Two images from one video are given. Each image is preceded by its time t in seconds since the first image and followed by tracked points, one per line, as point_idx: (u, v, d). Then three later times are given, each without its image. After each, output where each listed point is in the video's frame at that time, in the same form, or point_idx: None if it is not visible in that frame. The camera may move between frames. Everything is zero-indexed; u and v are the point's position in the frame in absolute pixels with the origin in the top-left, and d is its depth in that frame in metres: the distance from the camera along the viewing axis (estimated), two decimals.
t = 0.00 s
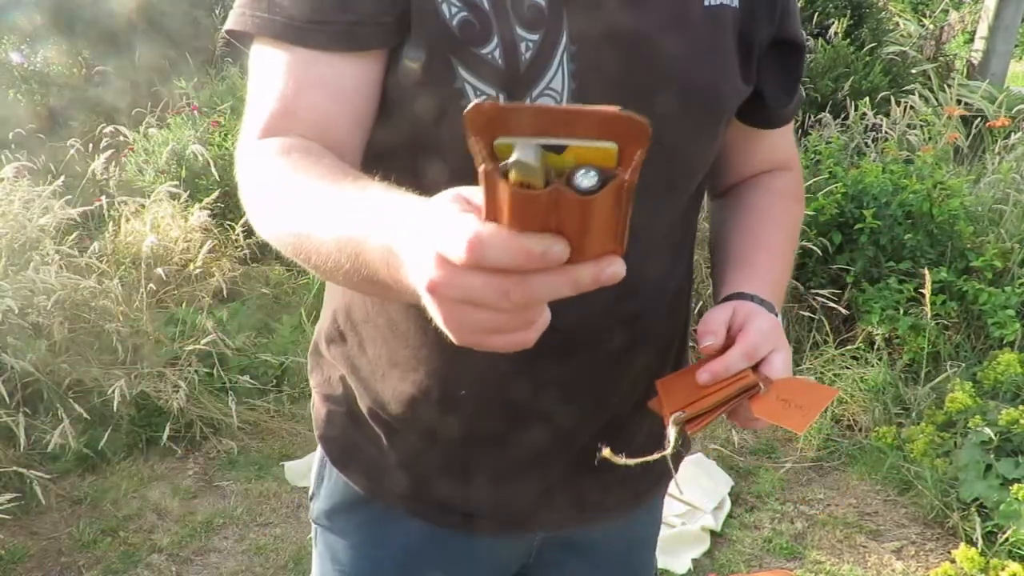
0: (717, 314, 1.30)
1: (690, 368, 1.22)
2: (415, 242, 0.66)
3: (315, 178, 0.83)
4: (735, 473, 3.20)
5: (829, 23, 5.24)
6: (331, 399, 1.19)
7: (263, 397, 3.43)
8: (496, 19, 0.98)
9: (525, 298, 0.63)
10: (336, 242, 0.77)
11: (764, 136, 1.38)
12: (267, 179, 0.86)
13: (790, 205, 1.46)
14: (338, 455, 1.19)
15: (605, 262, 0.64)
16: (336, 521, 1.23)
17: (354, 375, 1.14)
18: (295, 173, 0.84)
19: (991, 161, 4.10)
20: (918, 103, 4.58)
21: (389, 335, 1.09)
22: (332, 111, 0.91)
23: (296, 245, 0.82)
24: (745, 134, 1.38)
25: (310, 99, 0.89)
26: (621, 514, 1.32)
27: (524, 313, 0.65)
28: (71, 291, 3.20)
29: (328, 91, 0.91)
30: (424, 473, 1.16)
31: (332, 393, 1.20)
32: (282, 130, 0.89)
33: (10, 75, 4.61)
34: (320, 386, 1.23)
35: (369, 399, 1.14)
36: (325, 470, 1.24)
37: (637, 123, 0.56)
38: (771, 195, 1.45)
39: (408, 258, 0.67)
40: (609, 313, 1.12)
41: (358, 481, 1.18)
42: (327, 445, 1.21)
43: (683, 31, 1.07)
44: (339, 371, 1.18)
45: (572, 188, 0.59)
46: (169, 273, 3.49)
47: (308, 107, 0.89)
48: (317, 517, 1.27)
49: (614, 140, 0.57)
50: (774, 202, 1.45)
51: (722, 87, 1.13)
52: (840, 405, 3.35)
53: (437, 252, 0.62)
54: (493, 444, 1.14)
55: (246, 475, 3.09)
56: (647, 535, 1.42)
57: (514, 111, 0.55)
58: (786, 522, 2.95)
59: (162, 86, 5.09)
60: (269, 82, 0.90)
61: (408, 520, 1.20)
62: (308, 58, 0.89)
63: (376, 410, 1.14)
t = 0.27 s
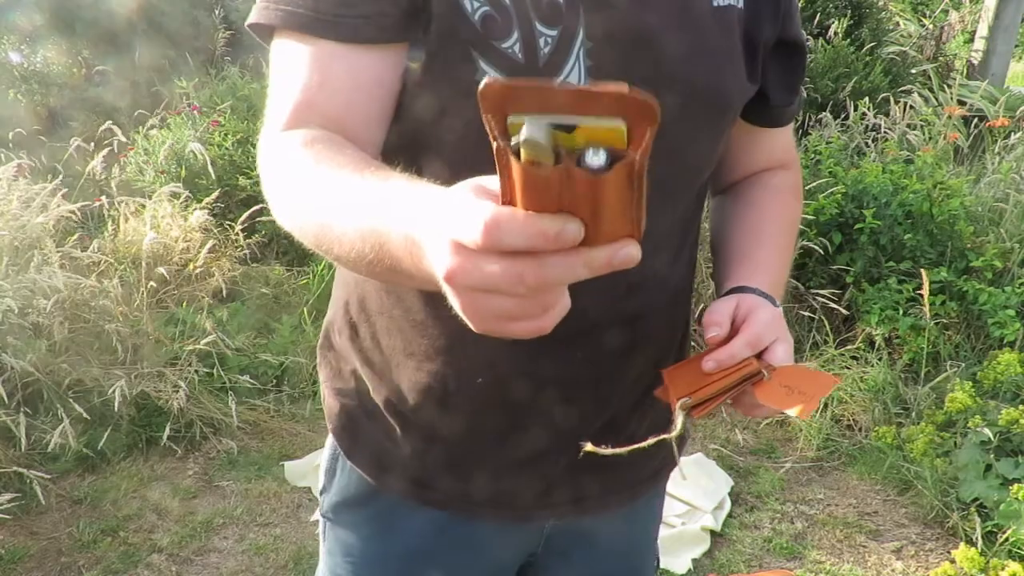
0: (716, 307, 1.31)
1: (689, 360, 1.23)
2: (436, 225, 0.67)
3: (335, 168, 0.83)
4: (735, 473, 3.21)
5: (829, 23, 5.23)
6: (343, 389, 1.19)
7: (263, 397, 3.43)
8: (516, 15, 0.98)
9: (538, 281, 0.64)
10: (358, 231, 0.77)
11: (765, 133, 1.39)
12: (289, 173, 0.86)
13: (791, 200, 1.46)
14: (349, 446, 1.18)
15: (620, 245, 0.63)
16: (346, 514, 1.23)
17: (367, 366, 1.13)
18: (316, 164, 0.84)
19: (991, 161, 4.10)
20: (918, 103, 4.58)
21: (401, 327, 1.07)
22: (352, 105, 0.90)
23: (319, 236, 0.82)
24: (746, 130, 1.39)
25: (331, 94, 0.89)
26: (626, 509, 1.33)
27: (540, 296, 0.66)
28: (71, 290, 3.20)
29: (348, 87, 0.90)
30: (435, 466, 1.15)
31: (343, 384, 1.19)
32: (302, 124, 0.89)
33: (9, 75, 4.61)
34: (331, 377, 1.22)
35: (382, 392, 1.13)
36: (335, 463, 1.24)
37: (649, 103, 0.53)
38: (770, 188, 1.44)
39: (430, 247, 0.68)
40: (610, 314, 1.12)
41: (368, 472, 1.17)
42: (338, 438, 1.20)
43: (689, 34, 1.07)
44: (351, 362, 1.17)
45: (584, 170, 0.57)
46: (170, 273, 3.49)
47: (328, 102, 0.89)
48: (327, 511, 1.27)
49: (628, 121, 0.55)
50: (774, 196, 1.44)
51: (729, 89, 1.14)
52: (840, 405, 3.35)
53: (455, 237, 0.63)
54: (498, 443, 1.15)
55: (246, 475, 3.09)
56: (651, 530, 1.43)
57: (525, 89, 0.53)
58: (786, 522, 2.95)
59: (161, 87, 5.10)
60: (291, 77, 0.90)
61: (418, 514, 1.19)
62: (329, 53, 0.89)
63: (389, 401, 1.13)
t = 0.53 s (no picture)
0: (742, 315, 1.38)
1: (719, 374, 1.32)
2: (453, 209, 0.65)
3: (351, 151, 0.82)
4: (735, 473, 3.20)
5: (829, 23, 5.23)
6: (349, 376, 1.18)
7: (262, 397, 3.44)
8: (545, 20, 0.99)
9: (547, 265, 0.60)
10: (372, 214, 0.77)
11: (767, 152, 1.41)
12: (308, 156, 0.86)
13: (790, 215, 1.48)
14: (354, 434, 1.18)
15: (631, 230, 0.60)
16: (349, 508, 1.22)
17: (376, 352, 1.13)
18: (332, 146, 0.84)
19: (991, 161, 4.10)
20: (918, 103, 4.58)
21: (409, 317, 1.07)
22: (372, 92, 0.90)
23: (333, 219, 0.82)
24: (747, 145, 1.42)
25: (352, 81, 0.89)
26: (628, 505, 1.33)
27: (550, 284, 0.63)
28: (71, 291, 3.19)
29: (369, 73, 0.90)
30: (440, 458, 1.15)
31: (349, 371, 1.18)
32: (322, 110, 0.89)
33: (9, 75, 4.61)
34: (337, 365, 1.21)
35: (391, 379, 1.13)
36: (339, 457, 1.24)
37: (654, 89, 0.53)
38: (770, 204, 1.47)
39: (444, 228, 0.67)
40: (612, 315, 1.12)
41: (373, 462, 1.17)
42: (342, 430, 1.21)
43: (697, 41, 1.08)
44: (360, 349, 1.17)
45: (595, 156, 0.55)
46: (170, 273, 3.49)
47: (348, 88, 0.89)
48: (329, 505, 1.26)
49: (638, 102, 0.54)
50: (773, 211, 1.46)
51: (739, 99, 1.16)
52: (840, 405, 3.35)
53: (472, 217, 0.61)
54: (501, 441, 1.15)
55: (246, 475, 3.09)
56: (651, 529, 1.43)
57: (527, 83, 0.54)
58: (786, 522, 2.94)
59: (161, 86, 5.10)
60: (313, 64, 0.90)
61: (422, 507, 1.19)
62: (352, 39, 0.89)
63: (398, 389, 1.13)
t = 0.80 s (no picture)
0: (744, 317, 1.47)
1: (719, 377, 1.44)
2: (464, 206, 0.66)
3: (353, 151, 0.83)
4: (735, 473, 3.20)
5: (829, 23, 5.22)
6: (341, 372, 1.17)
7: (262, 397, 3.44)
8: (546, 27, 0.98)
9: (566, 258, 0.60)
10: (375, 213, 0.78)
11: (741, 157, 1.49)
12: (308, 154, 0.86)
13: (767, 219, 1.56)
14: (349, 429, 1.17)
15: (645, 226, 0.61)
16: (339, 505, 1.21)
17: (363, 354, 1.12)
18: (333, 145, 0.84)
19: (991, 161, 4.10)
20: (918, 103, 4.58)
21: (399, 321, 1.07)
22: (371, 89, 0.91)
23: (335, 218, 0.82)
24: (727, 153, 1.49)
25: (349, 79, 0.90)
26: (622, 499, 1.32)
27: (566, 277, 0.64)
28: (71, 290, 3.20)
29: (369, 71, 0.90)
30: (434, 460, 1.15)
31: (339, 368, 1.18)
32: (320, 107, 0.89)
33: (9, 75, 4.61)
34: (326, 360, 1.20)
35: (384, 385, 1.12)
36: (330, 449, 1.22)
37: (673, 49, 0.55)
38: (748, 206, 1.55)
39: (447, 228, 0.69)
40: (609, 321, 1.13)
41: (369, 458, 1.16)
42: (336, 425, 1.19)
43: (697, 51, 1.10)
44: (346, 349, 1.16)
45: (615, 126, 0.58)
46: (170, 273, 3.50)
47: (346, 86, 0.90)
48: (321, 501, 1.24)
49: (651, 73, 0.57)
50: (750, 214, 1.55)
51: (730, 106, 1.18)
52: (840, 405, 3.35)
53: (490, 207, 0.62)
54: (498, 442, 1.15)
55: (246, 475, 3.08)
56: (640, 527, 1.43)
57: (559, 50, 0.55)
58: (786, 522, 2.94)
59: (161, 86, 5.10)
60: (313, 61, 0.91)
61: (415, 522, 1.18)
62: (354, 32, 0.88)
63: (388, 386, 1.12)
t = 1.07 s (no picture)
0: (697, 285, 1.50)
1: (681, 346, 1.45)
2: (429, 202, 0.68)
3: (322, 153, 0.83)
4: (735, 473, 3.20)
5: (829, 23, 5.22)
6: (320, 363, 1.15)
7: (262, 397, 3.44)
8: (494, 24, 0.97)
9: (529, 237, 0.64)
10: (347, 209, 0.79)
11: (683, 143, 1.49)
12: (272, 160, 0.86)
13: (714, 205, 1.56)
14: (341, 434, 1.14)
15: (604, 207, 0.65)
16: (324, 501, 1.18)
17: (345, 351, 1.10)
18: (300, 150, 0.84)
19: (992, 161, 4.10)
20: (918, 103, 4.58)
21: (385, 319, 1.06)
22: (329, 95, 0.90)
23: (307, 218, 0.82)
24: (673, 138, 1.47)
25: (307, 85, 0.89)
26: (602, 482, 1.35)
27: (529, 258, 0.66)
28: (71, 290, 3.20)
29: (325, 78, 0.89)
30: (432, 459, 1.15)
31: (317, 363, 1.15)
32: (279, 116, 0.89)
33: (9, 75, 4.62)
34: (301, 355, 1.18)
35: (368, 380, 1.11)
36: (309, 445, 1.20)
37: (622, 39, 0.61)
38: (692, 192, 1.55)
39: (417, 225, 0.70)
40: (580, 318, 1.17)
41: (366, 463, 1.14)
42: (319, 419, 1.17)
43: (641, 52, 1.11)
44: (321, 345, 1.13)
45: (574, 111, 0.63)
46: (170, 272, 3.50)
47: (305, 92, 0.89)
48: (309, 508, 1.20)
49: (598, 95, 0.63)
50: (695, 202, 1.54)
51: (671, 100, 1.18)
52: (840, 405, 3.35)
53: (456, 191, 0.64)
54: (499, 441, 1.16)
55: (246, 475, 3.08)
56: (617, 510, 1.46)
57: (520, 44, 0.60)
58: (786, 522, 2.93)
59: (161, 86, 5.10)
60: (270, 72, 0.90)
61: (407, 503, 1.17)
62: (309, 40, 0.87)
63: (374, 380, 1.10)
